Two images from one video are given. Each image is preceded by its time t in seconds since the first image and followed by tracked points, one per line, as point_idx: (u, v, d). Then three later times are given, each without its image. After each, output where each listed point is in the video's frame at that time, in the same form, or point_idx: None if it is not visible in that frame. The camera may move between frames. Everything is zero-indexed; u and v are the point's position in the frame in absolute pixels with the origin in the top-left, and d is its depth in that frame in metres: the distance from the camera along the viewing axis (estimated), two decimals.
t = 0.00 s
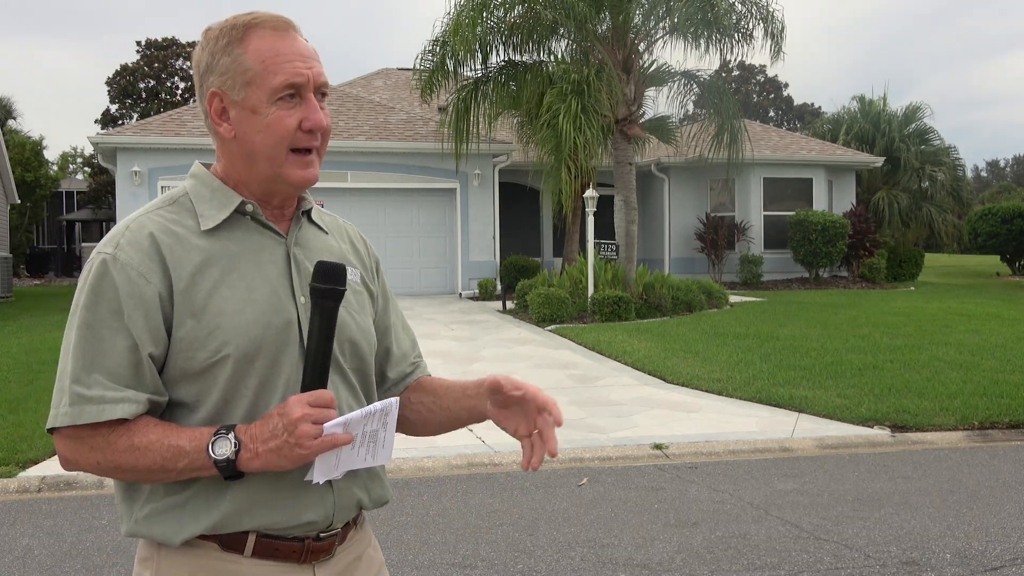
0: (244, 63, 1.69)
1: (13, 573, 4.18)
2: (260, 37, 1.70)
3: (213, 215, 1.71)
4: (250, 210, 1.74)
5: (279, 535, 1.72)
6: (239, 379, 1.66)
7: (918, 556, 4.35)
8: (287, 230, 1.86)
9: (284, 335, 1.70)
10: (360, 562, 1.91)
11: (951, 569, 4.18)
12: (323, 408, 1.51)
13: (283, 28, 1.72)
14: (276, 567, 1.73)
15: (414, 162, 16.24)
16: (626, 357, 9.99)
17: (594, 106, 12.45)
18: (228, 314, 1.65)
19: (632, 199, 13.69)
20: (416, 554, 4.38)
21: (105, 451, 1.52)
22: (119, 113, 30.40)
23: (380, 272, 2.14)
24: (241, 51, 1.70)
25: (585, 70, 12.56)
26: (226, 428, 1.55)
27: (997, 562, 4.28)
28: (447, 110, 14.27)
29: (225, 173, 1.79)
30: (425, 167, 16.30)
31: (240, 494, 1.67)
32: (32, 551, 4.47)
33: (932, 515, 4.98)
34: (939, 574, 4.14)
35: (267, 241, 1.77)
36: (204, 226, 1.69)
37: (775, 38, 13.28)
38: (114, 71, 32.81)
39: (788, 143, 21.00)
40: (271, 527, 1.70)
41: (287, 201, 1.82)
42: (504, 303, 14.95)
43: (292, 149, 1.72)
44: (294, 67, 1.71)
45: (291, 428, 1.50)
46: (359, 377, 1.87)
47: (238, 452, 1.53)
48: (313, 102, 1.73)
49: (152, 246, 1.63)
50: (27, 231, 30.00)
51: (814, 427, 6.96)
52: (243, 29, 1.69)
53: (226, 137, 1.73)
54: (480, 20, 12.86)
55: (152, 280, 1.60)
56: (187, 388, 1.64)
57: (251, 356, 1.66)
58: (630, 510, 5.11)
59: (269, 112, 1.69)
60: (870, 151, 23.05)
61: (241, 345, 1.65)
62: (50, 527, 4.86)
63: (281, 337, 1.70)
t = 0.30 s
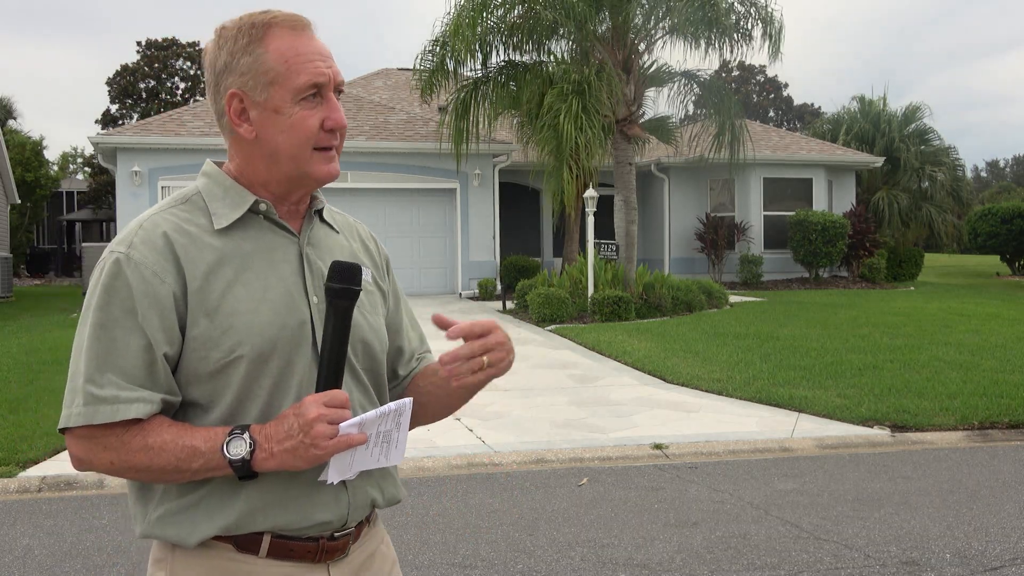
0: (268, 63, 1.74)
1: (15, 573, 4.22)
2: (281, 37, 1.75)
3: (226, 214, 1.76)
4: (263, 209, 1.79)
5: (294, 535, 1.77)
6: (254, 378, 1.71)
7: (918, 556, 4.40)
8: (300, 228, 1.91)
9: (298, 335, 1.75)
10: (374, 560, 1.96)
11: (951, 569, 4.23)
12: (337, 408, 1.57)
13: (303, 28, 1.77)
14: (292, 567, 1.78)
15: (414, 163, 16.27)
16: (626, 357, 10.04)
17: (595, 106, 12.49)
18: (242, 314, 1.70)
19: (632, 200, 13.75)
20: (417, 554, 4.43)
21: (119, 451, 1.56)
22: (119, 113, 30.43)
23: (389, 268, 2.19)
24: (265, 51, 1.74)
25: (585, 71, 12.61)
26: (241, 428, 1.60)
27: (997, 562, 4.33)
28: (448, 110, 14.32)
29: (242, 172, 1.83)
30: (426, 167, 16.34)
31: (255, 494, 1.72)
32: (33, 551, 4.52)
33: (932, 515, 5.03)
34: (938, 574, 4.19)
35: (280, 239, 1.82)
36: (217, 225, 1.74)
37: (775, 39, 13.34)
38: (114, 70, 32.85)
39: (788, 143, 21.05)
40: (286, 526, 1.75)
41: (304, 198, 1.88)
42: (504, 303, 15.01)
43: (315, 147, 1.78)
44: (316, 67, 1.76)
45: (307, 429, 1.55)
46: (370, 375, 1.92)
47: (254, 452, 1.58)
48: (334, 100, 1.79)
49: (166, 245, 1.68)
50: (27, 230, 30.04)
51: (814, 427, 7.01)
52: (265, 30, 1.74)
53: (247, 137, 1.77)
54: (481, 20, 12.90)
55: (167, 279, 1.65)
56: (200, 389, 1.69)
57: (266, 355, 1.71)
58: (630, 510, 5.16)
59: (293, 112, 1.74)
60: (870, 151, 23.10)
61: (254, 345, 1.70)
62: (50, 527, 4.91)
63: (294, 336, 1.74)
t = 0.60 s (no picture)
0: (260, 60, 1.69)
1: (13, 573, 4.18)
2: (271, 33, 1.69)
3: (237, 212, 1.71)
4: (274, 208, 1.75)
5: (305, 535, 1.72)
6: (262, 377, 1.66)
7: (918, 556, 4.35)
8: (312, 227, 1.87)
9: (308, 334, 1.70)
10: (387, 559, 1.91)
11: (951, 569, 4.18)
12: (343, 406, 1.51)
13: (293, 21, 1.71)
14: (303, 566, 1.73)
15: (413, 162, 16.22)
16: (626, 357, 9.99)
17: (595, 106, 12.45)
18: (250, 314, 1.65)
19: (632, 200, 13.70)
20: (416, 555, 4.38)
21: (126, 449, 1.52)
22: (119, 113, 30.38)
23: (402, 268, 2.13)
24: (256, 48, 1.69)
25: (585, 70, 12.56)
26: (248, 426, 1.56)
27: (997, 562, 4.28)
28: (447, 110, 14.27)
29: (248, 173, 1.79)
30: (426, 167, 16.29)
31: (263, 493, 1.67)
32: (32, 551, 4.47)
33: (932, 515, 4.98)
34: (939, 574, 4.14)
35: (291, 238, 1.77)
36: (228, 223, 1.69)
37: (774, 39, 13.30)
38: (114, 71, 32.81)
39: (788, 143, 21.00)
40: (296, 527, 1.70)
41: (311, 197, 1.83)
42: (504, 304, 14.96)
43: (315, 142, 1.72)
44: (310, 61, 1.71)
45: (312, 427, 1.49)
46: (381, 375, 1.86)
47: (260, 450, 1.53)
48: (328, 93, 1.72)
49: (176, 244, 1.63)
50: (27, 231, 29.97)
51: (814, 427, 6.97)
52: (255, 26, 1.69)
53: (246, 137, 1.73)
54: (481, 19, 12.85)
55: (176, 277, 1.60)
56: (208, 388, 1.65)
57: (274, 355, 1.67)
58: (630, 510, 5.11)
59: (287, 108, 1.69)
60: (870, 151, 23.06)
61: (263, 344, 1.65)
62: (50, 527, 4.86)
63: (303, 336, 1.70)
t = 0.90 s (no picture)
0: (230, 59, 1.80)
1: (13, 573, 4.18)
2: (245, 32, 1.79)
3: (239, 211, 1.74)
4: (274, 207, 1.77)
5: (294, 536, 1.73)
6: (250, 377, 1.68)
7: (918, 556, 4.36)
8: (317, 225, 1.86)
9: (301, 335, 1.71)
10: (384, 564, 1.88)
11: (951, 569, 4.18)
12: (317, 401, 1.50)
13: (264, 18, 1.79)
14: (291, 567, 1.74)
15: (414, 162, 16.22)
16: (626, 357, 9.99)
17: (595, 106, 12.45)
18: (241, 315, 1.68)
19: (632, 200, 13.71)
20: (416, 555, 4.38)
21: (123, 442, 1.59)
22: (119, 113, 30.35)
23: (440, 263, 2.08)
24: (228, 48, 1.81)
25: (585, 70, 12.57)
26: (230, 421, 1.58)
27: (997, 562, 4.28)
28: (447, 110, 14.28)
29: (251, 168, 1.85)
30: (426, 167, 16.29)
31: (251, 491, 1.69)
32: (32, 551, 4.48)
33: (932, 515, 4.98)
34: (939, 574, 4.14)
35: (291, 238, 1.78)
36: (228, 223, 1.73)
37: (773, 39, 13.31)
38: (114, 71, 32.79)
39: (788, 143, 21.00)
40: (283, 527, 1.71)
41: (305, 193, 1.84)
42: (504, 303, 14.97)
43: (280, 135, 1.76)
44: (268, 55, 1.76)
45: (282, 422, 1.49)
46: (386, 377, 1.84)
47: (237, 444, 1.55)
48: (289, 84, 1.76)
49: (175, 244, 1.69)
50: (27, 231, 29.93)
51: (814, 427, 6.97)
52: (232, 27, 1.80)
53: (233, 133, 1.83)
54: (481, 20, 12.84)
55: (172, 277, 1.66)
56: (203, 386, 1.68)
57: (263, 355, 1.68)
58: (630, 510, 5.11)
59: (251, 103, 1.76)
60: (870, 151, 23.06)
61: (253, 345, 1.67)
62: (50, 527, 4.86)
63: (296, 337, 1.70)
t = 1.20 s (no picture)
0: (238, 58, 1.80)
1: (13, 573, 4.17)
2: (254, 31, 1.79)
3: (246, 207, 1.76)
4: (279, 204, 1.79)
5: (288, 537, 1.72)
6: (245, 372, 1.69)
7: (918, 556, 4.35)
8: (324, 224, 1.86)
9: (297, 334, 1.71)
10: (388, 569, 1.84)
11: (951, 569, 4.17)
12: (288, 403, 1.49)
13: (272, 16, 1.78)
14: (287, 568, 1.73)
15: (413, 162, 16.21)
16: (626, 357, 9.99)
17: (595, 106, 12.44)
18: (238, 310, 1.69)
19: (632, 200, 13.70)
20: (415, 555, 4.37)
21: (123, 433, 1.64)
22: (119, 114, 30.32)
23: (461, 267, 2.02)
24: (237, 48, 1.81)
25: (585, 70, 12.55)
26: (214, 419, 1.60)
27: (997, 562, 4.27)
28: (447, 110, 14.26)
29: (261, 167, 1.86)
30: (426, 167, 16.28)
31: (244, 489, 1.70)
32: (32, 551, 4.47)
33: (933, 515, 4.97)
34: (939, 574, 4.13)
35: (296, 235, 1.79)
36: (233, 219, 1.75)
37: (773, 39, 13.29)
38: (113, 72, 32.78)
39: (788, 143, 20.99)
40: (275, 528, 1.71)
41: (311, 194, 1.83)
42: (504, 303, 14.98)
43: (281, 137, 1.75)
44: (271, 54, 1.76)
45: (252, 423, 1.50)
46: (385, 377, 1.81)
47: (216, 443, 1.57)
48: (291, 86, 1.75)
49: (181, 242, 1.73)
50: (27, 231, 29.90)
51: (814, 427, 6.96)
52: (243, 25, 1.81)
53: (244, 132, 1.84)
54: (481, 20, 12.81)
55: (174, 274, 1.71)
56: (204, 381, 1.72)
57: (257, 351, 1.69)
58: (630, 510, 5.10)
59: (254, 103, 1.77)
60: (870, 151, 23.05)
61: (247, 342, 1.68)
62: (50, 527, 4.85)
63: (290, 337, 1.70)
